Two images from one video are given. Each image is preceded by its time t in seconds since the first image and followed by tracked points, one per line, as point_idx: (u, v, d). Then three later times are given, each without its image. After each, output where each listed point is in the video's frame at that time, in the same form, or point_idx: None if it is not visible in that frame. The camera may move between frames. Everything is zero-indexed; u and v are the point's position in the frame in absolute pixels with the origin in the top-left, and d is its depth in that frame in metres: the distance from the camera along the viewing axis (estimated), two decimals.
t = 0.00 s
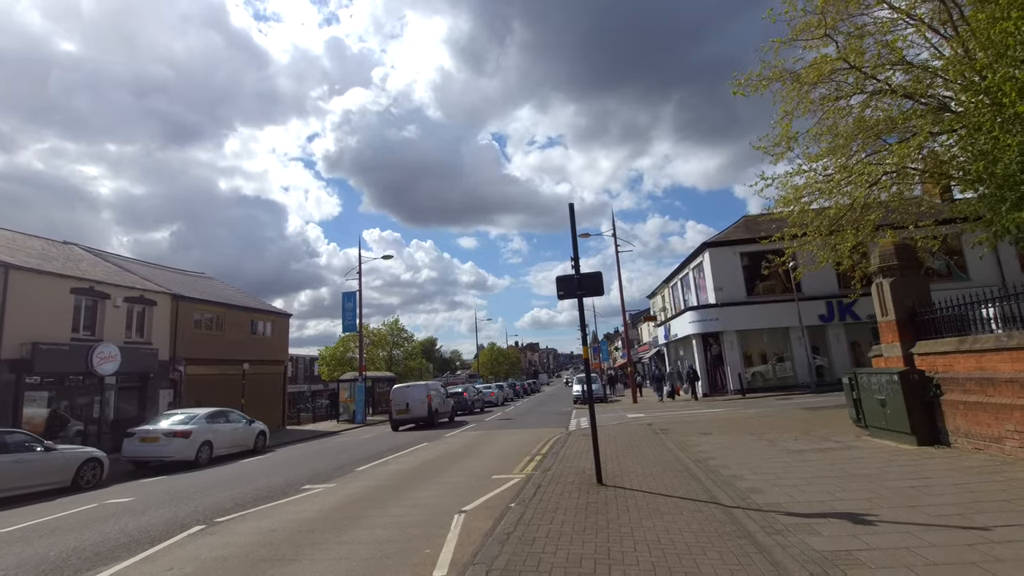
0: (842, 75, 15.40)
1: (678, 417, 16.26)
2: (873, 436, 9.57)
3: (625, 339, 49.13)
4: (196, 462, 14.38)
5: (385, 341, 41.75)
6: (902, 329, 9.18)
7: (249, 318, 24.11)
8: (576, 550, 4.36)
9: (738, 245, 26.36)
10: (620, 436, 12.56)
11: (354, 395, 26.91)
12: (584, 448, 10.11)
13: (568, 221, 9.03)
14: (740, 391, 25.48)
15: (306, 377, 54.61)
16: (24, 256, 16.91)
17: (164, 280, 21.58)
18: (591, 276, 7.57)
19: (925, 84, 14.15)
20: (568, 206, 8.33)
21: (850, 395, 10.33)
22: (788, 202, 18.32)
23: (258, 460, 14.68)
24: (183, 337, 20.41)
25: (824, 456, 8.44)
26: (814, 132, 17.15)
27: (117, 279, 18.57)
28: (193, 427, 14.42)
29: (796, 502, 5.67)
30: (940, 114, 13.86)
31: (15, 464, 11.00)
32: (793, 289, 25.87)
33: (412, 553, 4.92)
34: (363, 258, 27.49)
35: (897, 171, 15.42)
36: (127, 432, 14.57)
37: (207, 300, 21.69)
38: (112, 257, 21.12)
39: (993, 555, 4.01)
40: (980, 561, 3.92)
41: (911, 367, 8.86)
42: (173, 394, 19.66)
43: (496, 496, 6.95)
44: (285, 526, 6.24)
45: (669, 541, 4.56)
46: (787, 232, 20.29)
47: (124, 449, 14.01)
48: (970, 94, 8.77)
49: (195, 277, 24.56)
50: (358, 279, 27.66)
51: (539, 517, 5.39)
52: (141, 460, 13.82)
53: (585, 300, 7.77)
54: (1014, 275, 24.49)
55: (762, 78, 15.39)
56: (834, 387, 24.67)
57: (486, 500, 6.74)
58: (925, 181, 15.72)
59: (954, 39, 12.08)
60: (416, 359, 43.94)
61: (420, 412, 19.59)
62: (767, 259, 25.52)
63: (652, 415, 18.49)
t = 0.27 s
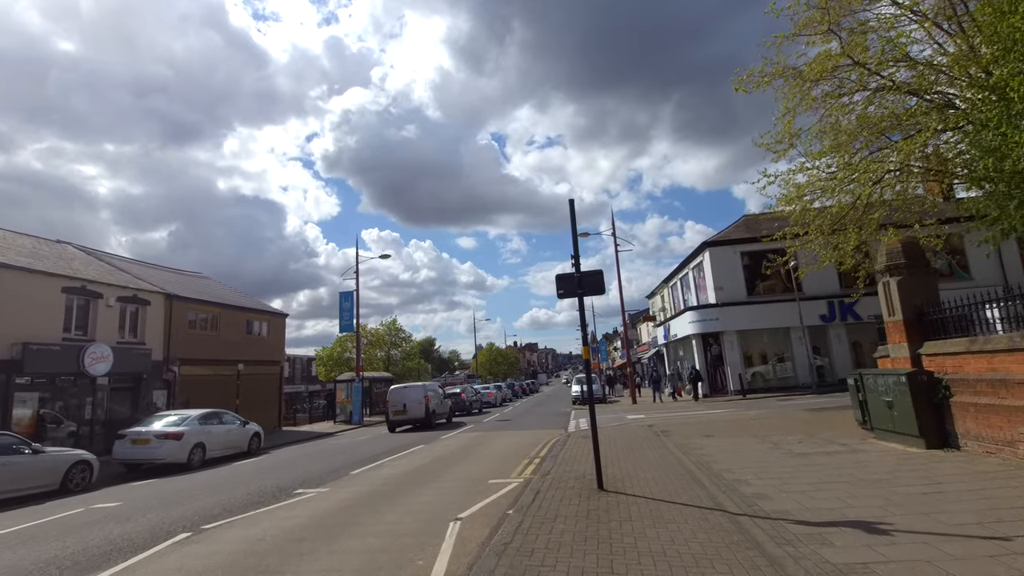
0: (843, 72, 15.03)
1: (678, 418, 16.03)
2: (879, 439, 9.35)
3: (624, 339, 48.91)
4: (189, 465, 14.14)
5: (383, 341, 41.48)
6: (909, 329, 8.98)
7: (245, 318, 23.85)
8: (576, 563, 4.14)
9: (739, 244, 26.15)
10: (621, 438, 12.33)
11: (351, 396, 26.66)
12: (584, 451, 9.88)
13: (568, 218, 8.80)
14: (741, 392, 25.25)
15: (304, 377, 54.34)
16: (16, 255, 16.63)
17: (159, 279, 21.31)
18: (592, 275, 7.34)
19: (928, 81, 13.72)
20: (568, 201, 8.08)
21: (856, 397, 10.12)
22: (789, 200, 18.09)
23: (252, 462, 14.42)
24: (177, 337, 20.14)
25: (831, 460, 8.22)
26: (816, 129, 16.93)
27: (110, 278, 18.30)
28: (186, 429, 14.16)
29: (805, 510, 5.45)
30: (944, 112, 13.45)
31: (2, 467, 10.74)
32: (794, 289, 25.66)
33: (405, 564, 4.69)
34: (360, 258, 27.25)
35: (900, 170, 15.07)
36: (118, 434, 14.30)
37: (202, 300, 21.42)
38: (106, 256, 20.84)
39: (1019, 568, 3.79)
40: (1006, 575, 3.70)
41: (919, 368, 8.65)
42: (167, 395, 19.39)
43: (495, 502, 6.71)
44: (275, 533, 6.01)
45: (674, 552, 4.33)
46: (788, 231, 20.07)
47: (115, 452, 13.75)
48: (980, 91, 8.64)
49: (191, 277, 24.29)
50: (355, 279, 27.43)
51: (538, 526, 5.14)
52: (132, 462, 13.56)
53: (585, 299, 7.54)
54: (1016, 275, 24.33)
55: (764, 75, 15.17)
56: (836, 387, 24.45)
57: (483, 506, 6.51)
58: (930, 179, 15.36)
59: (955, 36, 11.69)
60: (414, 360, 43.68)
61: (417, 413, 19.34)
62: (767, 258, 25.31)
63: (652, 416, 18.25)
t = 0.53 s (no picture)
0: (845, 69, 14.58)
1: (679, 419, 15.79)
2: (887, 441, 9.13)
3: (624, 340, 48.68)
4: (181, 467, 13.89)
5: (381, 341, 41.17)
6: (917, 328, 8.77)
7: (240, 318, 23.59)
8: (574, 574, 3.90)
9: (739, 244, 25.93)
10: (621, 439, 12.08)
11: (349, 397, 26.39)
12: (583, 454, 9.64)
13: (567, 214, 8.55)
14: (742, 392, 25.01)
15: (302, 378, 54.03)
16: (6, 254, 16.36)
17: (152, 279, 21.04)
18: (592, 272, 7.11)
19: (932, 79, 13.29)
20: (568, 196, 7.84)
21: (862, 397, 9.89)
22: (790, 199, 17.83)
23: (245, 464, 14.16)
24: (171, 337, 19.87)
25: (838, 462, 7.99)
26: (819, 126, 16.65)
27: (102, 277, 18.03)
28: (178, 430, 13.90)
29: (815, 516, 5.21)
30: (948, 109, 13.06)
31: None
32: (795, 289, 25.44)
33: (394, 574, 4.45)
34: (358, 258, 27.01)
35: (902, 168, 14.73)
36: (109, 436, 14.04)
37: (196, 300, 21.15)
38: (99, 255, 20.56)
39: None
40: None
41: (929, 368, 8.41)
42: (161, 396, 19.13)
43: (492, 506, 6.48)
44: (262, 540, 5.77)
45: (678, 561, 4.10)
46: (789, 230, 19.82)
47: (105, 454, 13.48)
48: (986, 88, 8.48)
49: (186, 276, 24.02)
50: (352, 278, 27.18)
51: (536, 533, 4.89)
52: (122, 465, 13.29)
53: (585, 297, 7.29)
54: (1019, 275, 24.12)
55: (765, 71, 14.92)
56: (837, 388, 24.22)
57: (479, 511, 6.27)
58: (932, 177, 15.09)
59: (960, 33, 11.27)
60: (413, 360, 43.40)
61: (415, 414, 19.08)
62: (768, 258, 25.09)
63: (652, 417, 18.01)
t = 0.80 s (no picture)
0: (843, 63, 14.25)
1: (677, 418, 15.59)
2: (891, 440, 8.94)
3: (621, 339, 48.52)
4: (170, 468, 13.63)
5: (377, 340, 40.92)
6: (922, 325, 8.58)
7: (234, 316, 23.30)
8: None
9: (738, 241, 25.76)
10: (619, 439, 11.87)
11: (344, 396, 26.14)
12: (580, 453, 9.42)
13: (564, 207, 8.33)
14: (740, 391, 24.82)
15: (298, 377, 53.75)
16: None
17: (144, 276, 20.72)
18: (590, 266, 6.89)
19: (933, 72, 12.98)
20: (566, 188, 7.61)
21: (864, 395, 9.70)
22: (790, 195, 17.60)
23: (237, 465, 13.91)
24: (162, 336, 19.58)
25: (842, 462, 7.79)
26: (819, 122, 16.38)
27: (92, 275, 17.72)
28: (168, 430, 13.63)
29: (822, 519, 5.01)
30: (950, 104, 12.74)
31: None
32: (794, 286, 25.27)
33: None
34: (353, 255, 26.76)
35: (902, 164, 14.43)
36: (97, 435, 13.76)
37: (188, 298, 20.86)
38: (89, 252, 20.23)
39: None
40: None
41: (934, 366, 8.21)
42: (152, 395, 18.85)
43: (486, 509, 6.26)
44: (246, 545, 5.54)
45: (679, 568, 3.89)
46: (788, 228, 19.62)
47: (93, 454, 13.20)
48: (989, 81, 8.33)
49: (179, 274, 23.71)
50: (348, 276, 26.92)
51: (530, 538, 4.68)
52: (110, 465, 13.01)
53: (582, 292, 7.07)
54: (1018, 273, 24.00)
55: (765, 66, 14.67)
56: (836, 386, 24.07)
57: (472, 514, 6.05)
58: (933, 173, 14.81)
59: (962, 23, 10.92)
60: (410, 359, 43.14)
61: (410, 413, 18.84)
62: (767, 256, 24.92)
63: (650, 416, 17.81)
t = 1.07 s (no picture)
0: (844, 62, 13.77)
1: (679, 419, 15.39)
2: (898, 443, 8.74)
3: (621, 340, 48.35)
4: (163, 470, 13.40)
5: (375, 341, 40.69)
6: (930, 325, 8.40)
7: (230, 317, 23.09)
8: None
9: (738, 241, 25.56)
10: (619, 441, 11.67)
11: (341, 397, 25.93)
12: (580, 456, 9.21)
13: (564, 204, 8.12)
14: (741, 392, 24.59)
15: (296, 378, 53.56)
16: None
17: (138, 276, 20.49)
18: (590, 264, 6.67)
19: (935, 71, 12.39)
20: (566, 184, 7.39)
21: (870, 397, 9.51)
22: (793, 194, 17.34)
23: (231, 467, 13.68)
24: (157, 336, 19.34)
25: (849, 466, 7.60)
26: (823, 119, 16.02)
27: (85, 274, 17.48)
28: (160, 432, 13.40)
29: (834, 527, 4.80)
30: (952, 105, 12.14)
31: None
32: (796, 287, 25.05)
33: None
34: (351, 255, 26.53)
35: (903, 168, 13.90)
36: (89, 437, 13.52)
37: (183, 298, 20.62)
38: (83, 252, 19.99)
39: None
40: None
41: (943, 367, 7.99)
42: (147, 396, 18.63)
43: (483, 514, 6.06)
44: (233, 552, 5.33)
45: None
46: (790, 227, 19.37)
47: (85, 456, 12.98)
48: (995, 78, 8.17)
49: (174, 273, 23.50)
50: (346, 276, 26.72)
51: (528, 547, 4.45)
52: (102, 467, 12.79)
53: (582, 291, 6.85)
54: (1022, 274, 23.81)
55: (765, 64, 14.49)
56: (837, 388, 23.87)
57: (469, 520, 5.84)
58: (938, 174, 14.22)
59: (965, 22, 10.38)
60: (409, 360, 42.97)
61: (407, 415, 18.62)
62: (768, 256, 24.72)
63: (650, 417, 17.60)
